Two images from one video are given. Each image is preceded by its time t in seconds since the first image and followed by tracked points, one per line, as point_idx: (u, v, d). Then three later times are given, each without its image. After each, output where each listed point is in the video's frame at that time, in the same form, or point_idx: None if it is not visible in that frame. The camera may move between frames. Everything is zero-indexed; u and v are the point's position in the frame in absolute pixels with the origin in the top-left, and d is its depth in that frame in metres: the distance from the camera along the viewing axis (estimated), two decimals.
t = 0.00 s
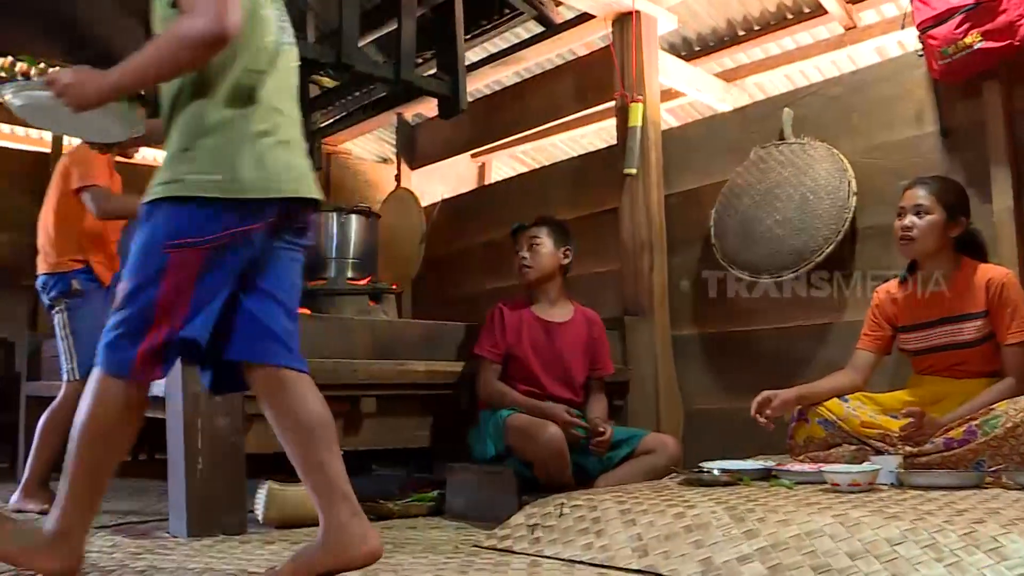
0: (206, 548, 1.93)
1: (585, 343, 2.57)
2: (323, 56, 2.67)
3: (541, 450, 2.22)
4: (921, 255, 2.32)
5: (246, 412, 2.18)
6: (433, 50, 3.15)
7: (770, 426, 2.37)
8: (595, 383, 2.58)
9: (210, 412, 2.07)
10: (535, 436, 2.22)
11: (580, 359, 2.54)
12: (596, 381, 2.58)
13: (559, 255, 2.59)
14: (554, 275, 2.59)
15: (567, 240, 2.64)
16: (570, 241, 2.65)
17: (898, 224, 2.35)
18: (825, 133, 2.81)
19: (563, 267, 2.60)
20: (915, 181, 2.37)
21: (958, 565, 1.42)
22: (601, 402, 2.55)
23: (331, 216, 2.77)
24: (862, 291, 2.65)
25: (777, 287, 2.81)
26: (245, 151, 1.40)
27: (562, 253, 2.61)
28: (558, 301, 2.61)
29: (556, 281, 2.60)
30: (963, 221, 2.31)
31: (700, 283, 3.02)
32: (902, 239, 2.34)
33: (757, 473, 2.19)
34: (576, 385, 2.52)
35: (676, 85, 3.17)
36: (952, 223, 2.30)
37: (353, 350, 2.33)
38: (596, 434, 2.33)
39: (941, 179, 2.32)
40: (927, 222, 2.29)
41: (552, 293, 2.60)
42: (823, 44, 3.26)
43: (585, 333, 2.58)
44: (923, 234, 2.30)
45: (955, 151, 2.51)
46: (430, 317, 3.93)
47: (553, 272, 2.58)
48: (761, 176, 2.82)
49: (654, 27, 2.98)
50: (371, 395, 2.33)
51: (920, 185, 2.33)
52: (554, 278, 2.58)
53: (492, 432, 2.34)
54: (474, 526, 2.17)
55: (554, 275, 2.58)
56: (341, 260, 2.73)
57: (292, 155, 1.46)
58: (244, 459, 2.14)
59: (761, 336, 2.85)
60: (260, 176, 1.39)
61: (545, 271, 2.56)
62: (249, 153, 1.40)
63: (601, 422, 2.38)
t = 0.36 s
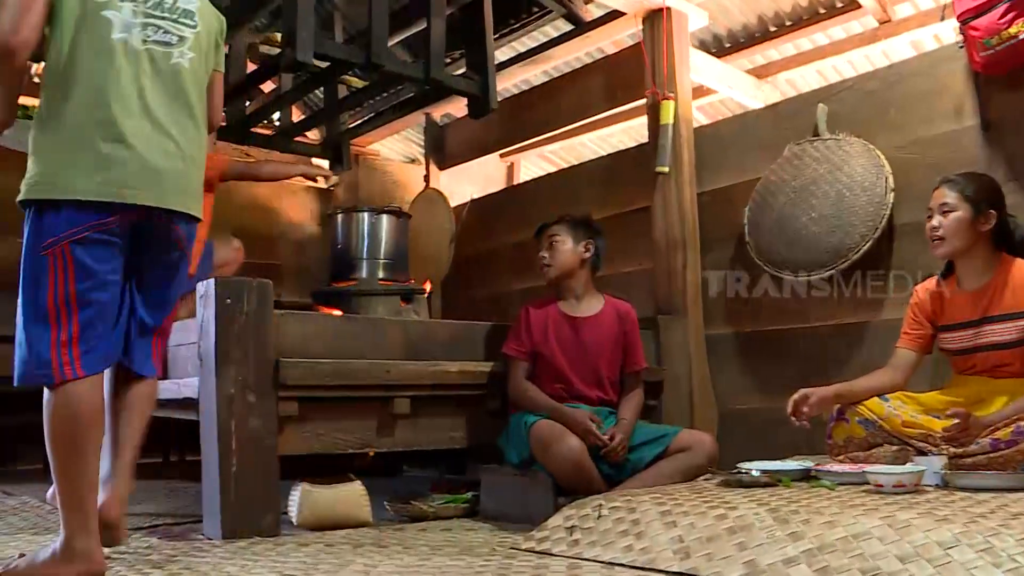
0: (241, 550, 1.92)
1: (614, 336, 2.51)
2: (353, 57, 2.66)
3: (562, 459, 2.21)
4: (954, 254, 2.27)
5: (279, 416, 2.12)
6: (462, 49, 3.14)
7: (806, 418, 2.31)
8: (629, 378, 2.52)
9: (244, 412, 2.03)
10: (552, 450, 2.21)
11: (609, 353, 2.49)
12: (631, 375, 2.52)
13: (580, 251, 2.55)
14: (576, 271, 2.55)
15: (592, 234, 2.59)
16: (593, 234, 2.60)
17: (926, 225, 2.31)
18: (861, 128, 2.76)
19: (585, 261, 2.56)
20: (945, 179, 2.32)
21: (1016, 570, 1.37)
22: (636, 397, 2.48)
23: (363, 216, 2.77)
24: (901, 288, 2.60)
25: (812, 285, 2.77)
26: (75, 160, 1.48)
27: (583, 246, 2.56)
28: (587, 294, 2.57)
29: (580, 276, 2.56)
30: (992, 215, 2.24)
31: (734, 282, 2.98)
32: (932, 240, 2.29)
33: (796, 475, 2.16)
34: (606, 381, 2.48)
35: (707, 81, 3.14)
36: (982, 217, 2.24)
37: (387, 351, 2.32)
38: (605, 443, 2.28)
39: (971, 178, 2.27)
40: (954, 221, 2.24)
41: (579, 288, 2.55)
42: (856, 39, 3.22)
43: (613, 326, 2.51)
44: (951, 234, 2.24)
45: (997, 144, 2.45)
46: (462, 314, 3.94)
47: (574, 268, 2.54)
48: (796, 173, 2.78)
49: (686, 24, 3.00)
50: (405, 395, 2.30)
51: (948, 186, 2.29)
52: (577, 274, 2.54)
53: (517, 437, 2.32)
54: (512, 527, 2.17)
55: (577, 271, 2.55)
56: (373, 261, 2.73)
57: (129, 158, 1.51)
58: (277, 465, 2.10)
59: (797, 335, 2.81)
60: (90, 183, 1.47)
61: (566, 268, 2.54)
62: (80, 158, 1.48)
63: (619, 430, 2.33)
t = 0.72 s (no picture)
0: (270, 551, 1.90)
1: (648, 331, 2.47)
2: (378, 54, 2.64)
3: (595, 447, 2.20)
4: (978, 253, 2.24)
5: (309, 416, 2.11)
6: (488, 46, 3.13)
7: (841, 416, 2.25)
8: (663, 372, 2.49)
9: (273, 413, 2.02)
10: (584, 436, 2.20)
11: (643, 348, 2.46)
12: (665, 370, 2.48)
13: (609, 247, 2.52)
14: (606, 267, 2.52)
15: (624, 230, 2.56)
16: (624, 230, 2.56)
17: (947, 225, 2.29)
18: (894, 122, 2.71)
19: (615, 257, 2.52)
20: (969, 176, 2.29)
21: None
22: (671, 394, 2.45)
23: (390, 214, 2.76)
24: (936, 283, 2.55)
25: (844, 281, 2.73)
26: (61, 188, 1.87)
27: (612, 243, 2.53)
28: (618, 289, 2.53)
29: (611, 271, 2.52)
30: (1014, 210, 2.21)
31: (764, 279, 2.95)
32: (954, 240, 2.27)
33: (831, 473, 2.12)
34: (639, 376, 2.45)
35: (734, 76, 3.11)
36: (1003, 213, 2.21)
37: (415, 350, 2.30)
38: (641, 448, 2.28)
39: (994, 172, 2.23)
40: (972, 220, 2.22)
41: (609, 284, 2.52)
42: (886, 32, 3.17)
43: (647, 321, 2.48)
44: (971, 235, 2.23)
45: None
46: (489, 312, 3.93)
47: (604, 264, 2.51)
48: (827, 167, 2.74)
49: (712, 18, 2.99)
50: (434, 394, 2.28)
51: (971, 180, 2.26)
52: (607, 269, 2.51)
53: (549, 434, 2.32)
54: (544, 527, 2.16)
55: (607, 267, 2.52)
56: (400, 259, 2.71)
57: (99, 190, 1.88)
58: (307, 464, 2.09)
59: (829, 332, 2.76)
60: (78, 207, 1.86)
61: (595, 264, 2.51)
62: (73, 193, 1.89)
63: (657, 432, 2.32)
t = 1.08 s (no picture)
0: (302, 553, 1.88)
1: (677, 337, 2.43)
2: (404, 51, 2.63)
3: (618, 423, 2.16)
4: (1013, 250, 2.18)
5: (339, 416, 2.09)
6: (514, 43, 3.11)
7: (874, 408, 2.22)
8: (690, 378, 2.44)
9: (303, 413, 2.01)
10: (607, 410, 2.17)
11: (671, 354, 2.42)
12: (692, 375, 2.43)
13: (644, 250, 2.48)
14: (639, 270, 2.48)
15: (659, 233, 2.52)
16: (659, 233, 2.53)
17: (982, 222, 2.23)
18: (928, 115, 2.66)
19: (649, 261, 2.49)
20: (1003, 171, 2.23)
21: None
22: (700, 398, 2.41)
23: (417, 212, 2.75)
24: (974, 278, 2.49)
25: (878, 277, 2.68)
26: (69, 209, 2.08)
27: (647, 245, 2.49)
28: (648, 293, 2.49)
29: (642, 276, 2.49)
30: None
31: (796, 276, 2.90)
32: (988, 237, 2.21)
33: (869, 473, 2.06)
34: (666, 383, 2.40)
35: (762, 70, 3.08)
36: None
37: (446, 349, 2.28)
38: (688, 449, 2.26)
39: None
40: (1007, 217, 2.16)
41: (641, 287, 2.48)
42: (917, 25, 3.12)
43: (678, 328, 2.44)
44: (1008, 231, 2.16)
45: None
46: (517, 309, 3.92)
47: (637, 266, 2.47)
48: (859, 163, 2.69)
49: (740, 13, 2.97)
50: (464, 394, 2.25)
51: (1005, 177, 2.19)
52: (639, 273, 2.48)
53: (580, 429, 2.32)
54: (577, 527, 2.13)
55: (640, 269, 2.48)
56: (427, 257, 2.70)
57: (85, 208, 2.05)
58: (337, 464, 2.07)
59: (863, 330, 2.71)
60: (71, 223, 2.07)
61: (628, 265, 2.47)
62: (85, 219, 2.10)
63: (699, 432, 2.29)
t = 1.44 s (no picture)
0: (327, 554, 1.86)
1: (698, 337, 2.38)
2: (426, 47, 2.61)
3: (637, 441, 2.11)
4: None
5: (364, 416, 2.06)
6: (535, 39, 3.09)
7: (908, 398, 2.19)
8: (714, 376, 2.38)
9: (327, 413, 1.98)
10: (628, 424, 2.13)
11: (694, 354, 2.38)
12: (717, 373, 2.37)
13: (663, 250, 2.45)
14: (660, 271, 2.45)
15: (680, 233, 2.48)
16: (680, 232, 2.49)
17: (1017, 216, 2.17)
18: (959, 108, 2.60)
19: (669, 261, 2.45)
20: None
21: None
22: (722, 398, 2.33)
23: (440, 210, 2.73)
24: (1008, 274, 2.43)
25: (908, 273, 2.63)
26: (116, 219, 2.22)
27: (667, 245, 2.45)
28: (670, 294, 2.46)
29: (664, 276, 2.45)
30: None
31: (822, 272, 2.86)
32: None
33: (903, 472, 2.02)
34: (688, 385, 2.36)
35: (787, 65, 3.04)
36: None
37: (471, 348, 2.26)
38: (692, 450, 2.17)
39: None
40: None
41: (662, 289, 2.44)
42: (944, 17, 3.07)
43: (698, 328, 2.39)
44: None
45: None
46: (538, 308, 3.88)
47: (657, 266, 2.43)
48: (888, 157, 2.65)
49: (765, 7, 2.93)
50: (490, 394, 2.23)
51: None
52: (660, 274, 2.44)
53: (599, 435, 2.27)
54: (606, 529, 2.11)
55: (662, 270, 2.44)
56: (449, 256, 2.68)
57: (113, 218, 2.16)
58: (362, 464, 2.04)
59: (892, 327, 2.66)
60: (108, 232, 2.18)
61: (649, 266, 2.44)
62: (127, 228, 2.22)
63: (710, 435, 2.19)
